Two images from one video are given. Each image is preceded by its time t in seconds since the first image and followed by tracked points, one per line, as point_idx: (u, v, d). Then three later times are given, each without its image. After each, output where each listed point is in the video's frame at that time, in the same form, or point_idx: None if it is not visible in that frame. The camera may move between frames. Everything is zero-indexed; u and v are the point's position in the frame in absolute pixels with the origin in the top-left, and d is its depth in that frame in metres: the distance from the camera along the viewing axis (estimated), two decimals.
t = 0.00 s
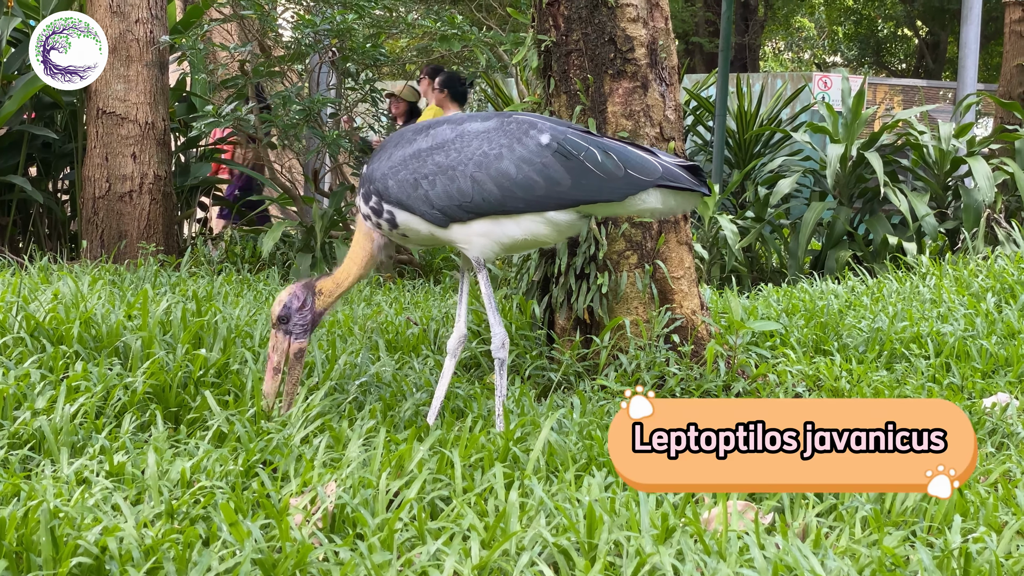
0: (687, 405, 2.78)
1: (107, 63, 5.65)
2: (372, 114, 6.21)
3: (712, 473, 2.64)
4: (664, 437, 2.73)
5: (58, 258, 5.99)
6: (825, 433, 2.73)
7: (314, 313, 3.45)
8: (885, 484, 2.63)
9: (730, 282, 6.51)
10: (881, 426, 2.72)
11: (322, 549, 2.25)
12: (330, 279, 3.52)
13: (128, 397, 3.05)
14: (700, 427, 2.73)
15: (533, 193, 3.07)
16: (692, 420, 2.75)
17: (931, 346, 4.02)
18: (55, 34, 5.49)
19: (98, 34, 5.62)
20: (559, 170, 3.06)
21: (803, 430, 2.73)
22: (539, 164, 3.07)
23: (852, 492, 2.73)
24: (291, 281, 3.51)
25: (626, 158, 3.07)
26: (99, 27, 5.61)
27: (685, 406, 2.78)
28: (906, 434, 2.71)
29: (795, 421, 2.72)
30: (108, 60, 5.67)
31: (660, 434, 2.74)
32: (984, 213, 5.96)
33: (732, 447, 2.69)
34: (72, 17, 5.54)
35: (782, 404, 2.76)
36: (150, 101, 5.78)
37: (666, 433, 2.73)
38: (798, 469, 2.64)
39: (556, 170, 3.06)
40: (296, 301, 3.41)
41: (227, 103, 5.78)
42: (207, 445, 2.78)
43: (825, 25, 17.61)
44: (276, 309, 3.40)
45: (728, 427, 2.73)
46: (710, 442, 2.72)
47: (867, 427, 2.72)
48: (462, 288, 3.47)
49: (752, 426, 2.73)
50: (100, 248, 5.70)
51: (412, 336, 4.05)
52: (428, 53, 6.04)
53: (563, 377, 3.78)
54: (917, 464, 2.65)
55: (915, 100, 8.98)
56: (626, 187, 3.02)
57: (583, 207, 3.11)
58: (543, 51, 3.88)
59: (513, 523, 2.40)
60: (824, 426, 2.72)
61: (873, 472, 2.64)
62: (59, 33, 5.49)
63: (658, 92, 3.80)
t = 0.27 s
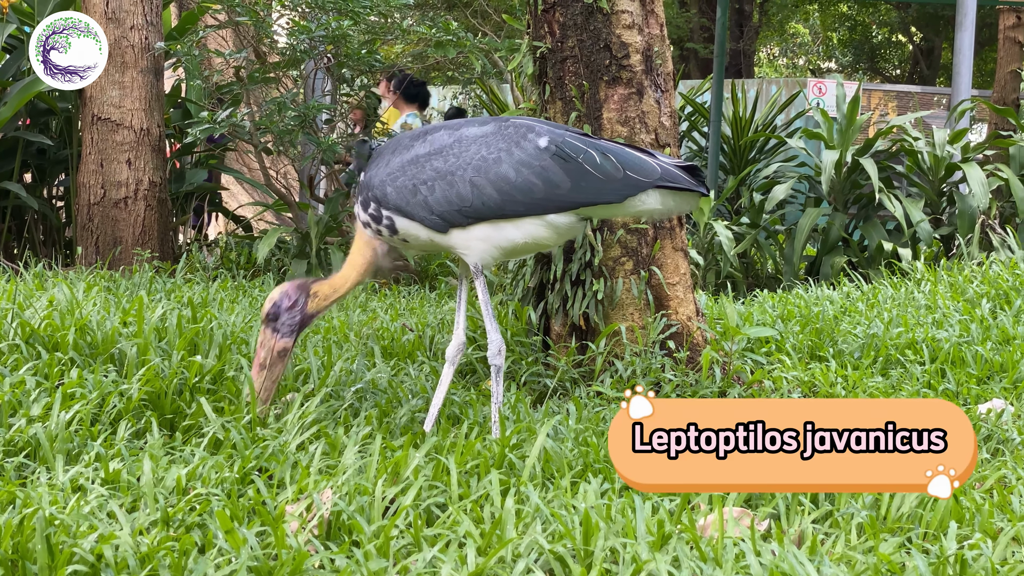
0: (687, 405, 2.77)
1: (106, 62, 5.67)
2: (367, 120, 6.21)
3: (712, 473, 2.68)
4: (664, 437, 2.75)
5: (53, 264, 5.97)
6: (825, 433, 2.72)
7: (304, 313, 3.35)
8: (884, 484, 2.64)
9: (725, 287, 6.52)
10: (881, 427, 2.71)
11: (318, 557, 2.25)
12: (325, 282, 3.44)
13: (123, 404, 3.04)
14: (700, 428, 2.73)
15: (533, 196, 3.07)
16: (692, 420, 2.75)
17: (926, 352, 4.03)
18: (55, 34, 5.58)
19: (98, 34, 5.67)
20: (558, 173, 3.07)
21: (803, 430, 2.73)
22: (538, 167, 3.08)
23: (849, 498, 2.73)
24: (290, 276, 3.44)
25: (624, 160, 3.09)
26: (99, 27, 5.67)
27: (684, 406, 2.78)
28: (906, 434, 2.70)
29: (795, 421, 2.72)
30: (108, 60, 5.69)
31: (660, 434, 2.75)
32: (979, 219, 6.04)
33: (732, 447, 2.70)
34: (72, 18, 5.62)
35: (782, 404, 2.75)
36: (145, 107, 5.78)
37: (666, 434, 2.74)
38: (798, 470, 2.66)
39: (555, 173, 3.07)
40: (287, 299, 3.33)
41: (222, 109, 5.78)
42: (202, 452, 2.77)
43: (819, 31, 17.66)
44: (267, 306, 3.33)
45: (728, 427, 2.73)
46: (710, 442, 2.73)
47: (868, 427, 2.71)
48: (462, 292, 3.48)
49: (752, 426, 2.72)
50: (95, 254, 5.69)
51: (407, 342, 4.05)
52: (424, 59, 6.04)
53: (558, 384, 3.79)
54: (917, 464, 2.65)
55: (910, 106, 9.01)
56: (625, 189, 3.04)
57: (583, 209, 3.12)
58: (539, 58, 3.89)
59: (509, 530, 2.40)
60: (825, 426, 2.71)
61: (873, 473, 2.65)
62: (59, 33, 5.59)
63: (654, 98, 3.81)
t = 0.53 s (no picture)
0: (686, 405, 2.80)
1: (103, 66, 5.66)
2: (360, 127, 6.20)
3: (712, 473, 2.70)
4: (664, 437, 2.78)
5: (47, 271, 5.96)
6: (825, 433, 2.76)
7: (290, 316, 3.51)
8: (883, 484, 2.67)
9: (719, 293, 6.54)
10: (881, 426, 2.75)
11: (313, 564, 2.25)
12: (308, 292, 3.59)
13: (117, 411, 3.03)
14: (700, 428, 2.77)
15: (528, 200, 3.08)
16: (692, 420, 2.78)
17: (920, 357, 4.05)
18: (55, 34, 5.60)
19: (98, 35, 5.68)
20: (553, 175, 3.08)
21: (803, 430, 2.76)
22: (532, 170, 3.09)
23: (844, 504, 2.73)
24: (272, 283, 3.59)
25: (618, 159, 3.10)
26: (99, 27, 5.68)
27: (684, 406, 2.81)
28: (906, 434, 2.75)
29: (795, 421, 2.75)
30: (108, 60, 5.69)
31: (660, 434, 2.78)
32: (972, 224, 6.01)
33: (732, 447, 2.73)
34: (72, 18, 5.64)
35: (782, 405, 2.79)
36: (138, 113, 5.78)
37: (666, 433, 2.77)
38: (798, 469, 2.69)
39: (549, 175, 3.08)
40: (274, 302, 3.48)
41: (216, 115, 5.78)
42: (196, 459, 2.77)
43: (813, 37, 17.72)
44: (253, 309, 3.48)
45: (728, 427, 2.77)
46: (710, 442, 2.76)
47: (868, 427, 2.76)
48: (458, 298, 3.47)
49: (752, 426, 2.76)
50: (88, 261, 5.68)
51: (401, 348, 4.05)
52: (417, 65, 6.05)
53: (553, 390, 3.79)
54: (917, 464, 2.69)
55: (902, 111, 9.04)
56: (620, 188, 3.05)
57: (579, 211, 3.13)
58: (532, 64, 3.90)
59: (504, 536, 2.40)
60: (824, 426, 2.75)
61: (872, 472, 2.69)
62: (59, 33, 5.59)
63: (647, 104, 3.82)
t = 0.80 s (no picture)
0: (686, 406, 2.83)
1: (95, 70, 5.66)
2: (354, 131, 6.20)
3: (712, 473, 2.74)
4: (664, 437, 2.82)
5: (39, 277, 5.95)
6: (825, 432, 2.78)
7: (273, 327, 3.40)
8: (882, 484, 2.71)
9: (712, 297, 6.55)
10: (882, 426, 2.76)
11: (307, 569, 2.24)
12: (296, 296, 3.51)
13: (110, 416, 3.03)
14: (700, 428, 2.80)
15: (522, 202, 3.09)
16: (692, 420, 2.81)
17: (913, 360, 4.06)
18: (55, 34, 5.63)
19: (98, 35, 5.65)
20: (546, 176, 3.09)
21: (804, 430, 2.79)
22: (525, 172, 3.10)
23: (838, 506, 2.74)
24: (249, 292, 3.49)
25: (609, 158, 3.12)
26: (99, 28, 5.66)
27: (684, 406, 2.84)
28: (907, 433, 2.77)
29: (795, 421, 2.78)
30: (108, 60, 5.69)
31: (660, 435, 2.82)
32: (965, 226, 6.08)
33: (732, 447, 2.77)
34: (72, 18, 5.62)
35: (782, 405, 2.82)
36: (131, 119, 5.77)
37: (666, 434, 2.81)
38: (798, 470, 2.71)
39: (542, 176, 3.09)
40: (256, 314, 3.39)
41: (208, 121, 5.78)
42: (189, 464, 2.76)
43: (805, 40, 17.78)
44: (236, 320, 3.39)
45: (728, 427, 2.80)
46: (710, 442, 2.79)
47: (868, 427, 2.77)
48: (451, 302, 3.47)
49: (752, 426, 2.79)
50: (81, 267, 5.66)
51: (395, 353, 4.05)
52: (410, 70, 6.06)
53: (546, 394, 3.79)
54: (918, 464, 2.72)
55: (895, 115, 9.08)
56: (613, 186, 3.06)
57: (572, 211, 3.13)
58: (525, 68, 3.91)
59: (498, 541, 2.40)
60: (824, 426, 2.78)
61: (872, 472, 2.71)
62: (59, 34, 5.62)
63: (639, 108, 3.83)
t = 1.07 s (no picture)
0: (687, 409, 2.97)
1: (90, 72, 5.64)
2: (349, 133, 6.19)
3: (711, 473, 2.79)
4: (664, 438, 2.90)
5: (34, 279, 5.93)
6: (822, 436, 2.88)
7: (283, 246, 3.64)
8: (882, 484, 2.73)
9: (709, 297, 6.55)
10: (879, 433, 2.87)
11: (304, 570, 2.24)
12: (313, 237, 3.70)
13: (106, 418, 3.02)
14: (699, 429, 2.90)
15: (510, 208, 3.10)
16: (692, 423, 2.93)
17: (909, 359, 4.07)
18: (55, 34, 5.64)
19: (98, 35, 5.65)
20: (536, 185, 3.10)
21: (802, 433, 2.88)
22: (515, 178, 3.10)
23: (834, 505, 2.74)
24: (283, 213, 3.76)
25: (601, 171, 3.12)
26: (99, 28, 5.66)
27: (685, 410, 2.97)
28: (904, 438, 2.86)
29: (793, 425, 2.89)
30: (108, 60, 5.70)
31: (660, 436, 2.91)
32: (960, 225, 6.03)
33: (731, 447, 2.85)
34: (72, 18, 5.65)
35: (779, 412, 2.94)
36: (126, 120, 5.76)
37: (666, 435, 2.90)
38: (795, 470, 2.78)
39: (532, 184, 3.10)
40: (267, 232, 3.64)
41: (204, 122, 5.78)
42: (185, 465, 2.76)
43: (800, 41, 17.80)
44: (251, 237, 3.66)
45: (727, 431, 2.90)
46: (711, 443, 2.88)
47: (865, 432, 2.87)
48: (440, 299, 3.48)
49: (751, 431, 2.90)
50: (76, 269, 5.64)
51: (391, 354, 4.05)
52: (405, 71, 6.07)
53: (542, 394, 3.79)
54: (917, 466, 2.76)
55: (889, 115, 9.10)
56: (602, 201, 3.07)
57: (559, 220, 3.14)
58: (519, 68, 3.90)
59: (495, 541, 2.40)
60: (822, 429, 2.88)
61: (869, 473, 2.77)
62: (59, 34, 5.63)
63: (635, 108, 3.83)
